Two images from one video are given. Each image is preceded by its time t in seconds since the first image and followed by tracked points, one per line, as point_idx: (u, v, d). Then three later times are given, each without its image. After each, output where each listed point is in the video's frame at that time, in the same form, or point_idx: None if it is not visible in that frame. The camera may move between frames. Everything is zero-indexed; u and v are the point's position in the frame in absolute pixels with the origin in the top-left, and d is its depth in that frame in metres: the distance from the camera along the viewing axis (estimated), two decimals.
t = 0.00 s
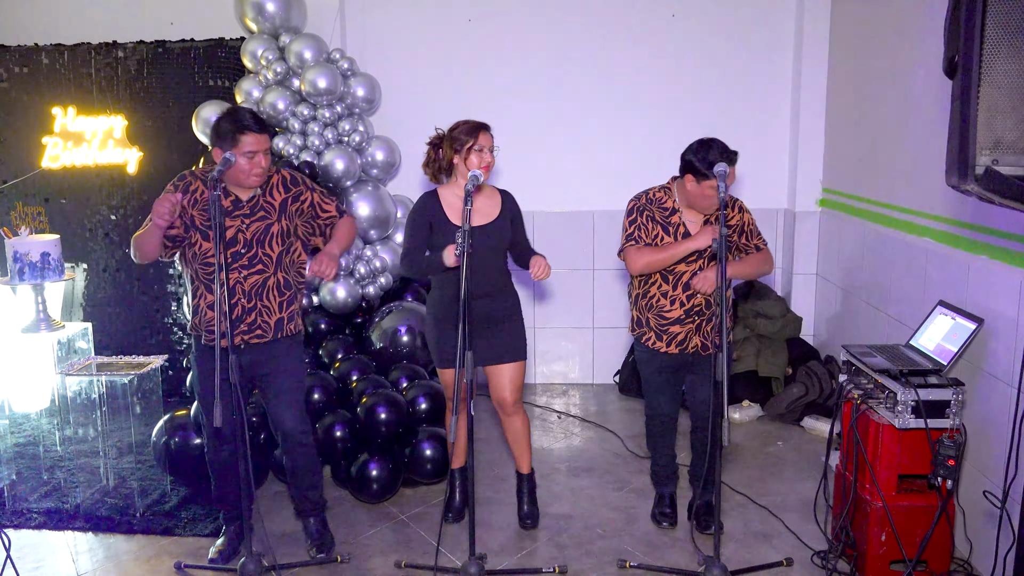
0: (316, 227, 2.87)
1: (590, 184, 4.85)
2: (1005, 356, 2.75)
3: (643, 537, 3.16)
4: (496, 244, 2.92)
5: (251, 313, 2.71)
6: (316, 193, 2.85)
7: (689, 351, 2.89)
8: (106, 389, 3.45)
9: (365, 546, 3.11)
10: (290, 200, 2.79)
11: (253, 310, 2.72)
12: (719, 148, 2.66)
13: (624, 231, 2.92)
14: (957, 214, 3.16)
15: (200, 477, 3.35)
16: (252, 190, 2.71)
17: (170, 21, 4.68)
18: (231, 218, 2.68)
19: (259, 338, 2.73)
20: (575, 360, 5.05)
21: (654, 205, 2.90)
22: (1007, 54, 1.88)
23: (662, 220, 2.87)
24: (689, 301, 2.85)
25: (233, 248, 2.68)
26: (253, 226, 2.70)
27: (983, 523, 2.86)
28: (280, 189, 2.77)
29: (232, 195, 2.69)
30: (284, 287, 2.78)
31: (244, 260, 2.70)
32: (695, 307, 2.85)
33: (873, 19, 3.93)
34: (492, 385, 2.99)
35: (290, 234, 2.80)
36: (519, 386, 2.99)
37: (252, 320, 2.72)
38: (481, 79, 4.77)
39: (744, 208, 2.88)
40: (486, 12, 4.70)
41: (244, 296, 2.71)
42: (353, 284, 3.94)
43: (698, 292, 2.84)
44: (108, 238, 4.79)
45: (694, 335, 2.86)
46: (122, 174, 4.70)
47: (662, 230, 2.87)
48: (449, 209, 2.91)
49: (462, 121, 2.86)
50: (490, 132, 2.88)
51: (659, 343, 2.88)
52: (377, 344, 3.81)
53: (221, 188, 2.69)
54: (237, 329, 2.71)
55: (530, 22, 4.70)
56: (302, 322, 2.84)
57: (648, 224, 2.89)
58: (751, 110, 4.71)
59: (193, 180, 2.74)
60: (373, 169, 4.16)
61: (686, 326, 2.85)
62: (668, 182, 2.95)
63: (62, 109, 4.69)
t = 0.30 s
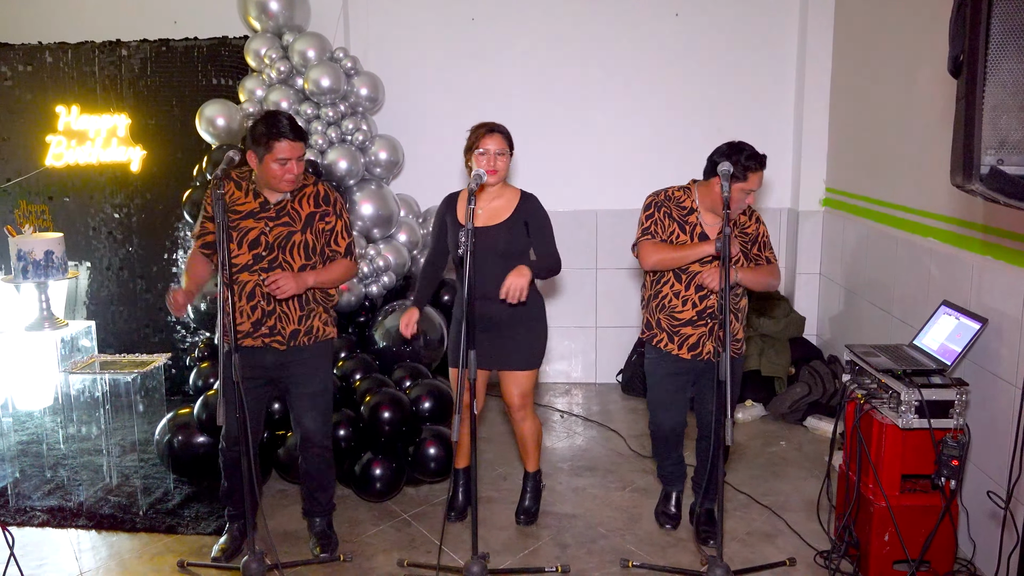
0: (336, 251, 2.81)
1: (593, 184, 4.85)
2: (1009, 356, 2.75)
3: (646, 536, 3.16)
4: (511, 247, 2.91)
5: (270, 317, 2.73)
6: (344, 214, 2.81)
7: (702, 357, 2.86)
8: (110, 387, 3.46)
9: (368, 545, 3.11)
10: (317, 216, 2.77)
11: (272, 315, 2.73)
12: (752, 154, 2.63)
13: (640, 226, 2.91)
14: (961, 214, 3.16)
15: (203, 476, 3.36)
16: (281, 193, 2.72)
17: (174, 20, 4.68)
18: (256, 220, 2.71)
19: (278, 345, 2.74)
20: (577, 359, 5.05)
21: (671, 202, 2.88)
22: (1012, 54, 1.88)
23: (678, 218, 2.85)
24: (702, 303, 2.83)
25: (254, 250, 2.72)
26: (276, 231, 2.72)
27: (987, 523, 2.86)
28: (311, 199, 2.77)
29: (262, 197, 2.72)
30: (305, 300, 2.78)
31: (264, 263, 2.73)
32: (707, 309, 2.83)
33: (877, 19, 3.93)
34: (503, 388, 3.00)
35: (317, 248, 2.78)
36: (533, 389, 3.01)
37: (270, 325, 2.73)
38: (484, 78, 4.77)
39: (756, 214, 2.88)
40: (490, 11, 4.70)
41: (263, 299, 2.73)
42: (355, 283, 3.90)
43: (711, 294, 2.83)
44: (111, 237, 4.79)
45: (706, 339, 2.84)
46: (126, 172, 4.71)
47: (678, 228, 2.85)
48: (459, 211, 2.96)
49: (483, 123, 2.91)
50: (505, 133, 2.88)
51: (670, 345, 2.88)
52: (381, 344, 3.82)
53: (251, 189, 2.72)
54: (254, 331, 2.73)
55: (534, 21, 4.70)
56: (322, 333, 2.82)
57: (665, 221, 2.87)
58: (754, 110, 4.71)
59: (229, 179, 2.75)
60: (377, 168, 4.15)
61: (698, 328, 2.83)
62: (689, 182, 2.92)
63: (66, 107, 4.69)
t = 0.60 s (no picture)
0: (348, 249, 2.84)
1: (596, 183, 4.85)
2: (1012, 356, 2.74)
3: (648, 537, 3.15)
4: (519, 248, 2.91)
5: (279, 318, 2.73)
6: (358, 215, 2.82)
7: (709, 359, 2.84)
8: (112, 385, 3.46)
9: (369, 544, 3.11)
10: (328, 215, 2.78)
11: (281, 316, 2.73)
12: (768, 152, 2.60)
13: (653, 221, 2.88)
14: (965, 215, 3.15)
15: (205, 475, 3.36)
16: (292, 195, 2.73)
17: (177, 18, 4.68)
18: (266, 220, 2.73)
19: (286, 347, 2.75)
20: (579, 359, 5.04)
21: (684, 198, 2.87)
22: (1016, 54, 1.88)
23: (693, 215, 2.84)
24: (712, 302, 2.79)
25: (264, 250, 2.73)
26: (286, 231, 2.73)
27: (990, 524, 2.85)
28: (322, 200, 2.77)
29: (273, 198, 2.74)
30: (316, 301, 2.78)
31: (274, 263, 2.74)
32: (717, 309, 2.80)
33: (880, 19, 3.92)
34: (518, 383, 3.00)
35: (327, 248, 2.80)
36: (544, 387, 3.02)
37: (279, 326, 2.74)
38: (487, 77, 4.77)
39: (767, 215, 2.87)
40: (493, 11, 4.70)
41: (273, 300, 2.74)
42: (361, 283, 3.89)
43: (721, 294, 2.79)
44: (114, 235, 4.80)
45: (713, 340, 2.82)
46: (129, 171, 4.71)
47: (692, 224, 2.84)
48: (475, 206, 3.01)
49: (500, 119, 2.92)
50: (520, 129, 2.88)
51: (676, 345, 2.83)
52: (382, 342, 3.78)
53: (263, 190, 2.75)
54: (264, 331, 2.74)
55: (537, 20, 4.69)
56: (336, 334, 2.82)
57: (678, 217, 2.85)
58: (757, 110, 4.71)
59: (242, 179, 2.78)
60: (380, 166, 4.16)
61: (706, 329, 2.81)
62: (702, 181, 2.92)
63: (69, 106, 4.70)
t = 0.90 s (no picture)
0: (355, 254, 2.84)
1: (603, 183, 4.85)
2: (1020, 358, 2.74)
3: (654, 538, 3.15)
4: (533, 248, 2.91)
5: (294, 316, 2.76)
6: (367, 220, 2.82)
7: (710, 364, 2.83)
8: (120, 384, 3.48)
9: (376, 543, 3.12)
10: (340, 217, 2.79)
11: (296, 314, 2.76)
12: (771, 153, 2.61)
13: (657, 226, 2.88)
14: (973, 216, 3.14)
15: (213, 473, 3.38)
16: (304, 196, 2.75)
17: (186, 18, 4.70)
18: (280, 219, 2.75)
19: (303, 344, 2.77)
20: (586, 359, 5.04)
21: (688, 202, 2.87)
22: None
23: (697, 219, 2.84)
24: (715, 306, 2.81)
25: (279, 249, 2.76)
26: (298, 232, 2.75)
27: (998, 526, 2.84)
28: (334, 201, 2.79)
29: (286, 198, 2.76)
30: (328, 302, 2.79)
31: (289, 262, 2.77)
32: (721, 313, 2.81)
33: (890, 19, 3.91)
34: (524, 383, 3.00)
35: (339, 250, 2.81)
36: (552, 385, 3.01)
37: (295, 324, 2.76)
38: (494, 77, 4.77)
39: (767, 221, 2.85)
40: (500, 11, 4.71)
41: (288, 299, 2.77)
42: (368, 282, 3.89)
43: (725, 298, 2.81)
44: (123, 235, 4.82)
45: (717, 345, 2.81)
46: (138, 170, 4.73)
47: (695, 229, 2.84)
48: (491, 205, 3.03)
49: (513, 120, 2.92)
50: (534, 130, 2.88)
51: (679, 350, 2.83)
52: (389, 342, 3.78)
53: (277, 189, 2.77)
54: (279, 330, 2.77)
55: (545, 20, 4.70)
56: (349, 335, 2.84)
57: (682, 221, 2.85)
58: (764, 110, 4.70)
59: (258, 179, 2.81)
60: (387, 167, 4.16)
61: (710, 333, 2.80)
62: (706, 185, 2.91)
63: (79, 105, 4.72)
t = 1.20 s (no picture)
0: (367, 234, 2.87)
1: (610, 184, 4.85)
2: None
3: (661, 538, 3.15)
4: (539, 248, 2.92)
5: (301, 304, 2.81)
6: (375, 204, 2.88)
7: (711, 358, 2.82)
8: (128, 381, 3.50)
9: (382, 542, 3.12)
10: (349, 203, 2.86)
11: (302, 302, 2.82)
12: (752, 137, 2.66)
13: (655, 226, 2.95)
14: (982, 217, 3.13)
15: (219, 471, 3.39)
16: (313, 185, 2.82)
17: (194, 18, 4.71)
18: (291, 209, 2.82)
19: (307, 332, 2.82)
20: (592, 359, 5.04)
21: (687, 201, 2.91)
22: None
23: (692, 217, 2.87)
24: (714, 300, 2.81)
25: (289, 238, 2.82)
26: (308, 220, 2.81)
27: (1007, 528, 2.83)
28: (342, 189, 2.85)
29: (296, 187, 2.83)
30: (336, 288, 2.84)
31: (299, 250, 2.83)
32: (718, 307, 2.81)
33: (898, 19, 3.90)
34: (536, 381, 3.01)
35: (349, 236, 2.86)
36: (558, 387, 3.03)
37: (301, 312, 2.82)
38: (501, 77, 4.77)
39: (783, 214, 2.85)
40: (507, 11, 4.71)
41: (295, 288, 2.82)
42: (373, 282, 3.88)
43: (722, 292, 2.81)
44: (130, 233, 4.83)
45: (716, 339, 2.81)
46: (145, 169, 4.75)
47: (690, 226, 2.87)
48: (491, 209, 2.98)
49: (508, 121, 2.92)
50: (530, 130, 2.88)
51: (682, 344, 2.85)
52: (396, 342, 3.77)
53: (287, 180, 2.85)
54: (287, 318, 2.83)
55: (552, 20, 4.70)
56: (356, 324, 2.88)
57: (678, 219, 2.89)
58: (772, 110, 4.69)
59: (267, 175, 2.90)
60: (394, 166, 4.16)
61: (708, 327, 2.81)
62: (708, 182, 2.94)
63: (87, 105, 4.74)
